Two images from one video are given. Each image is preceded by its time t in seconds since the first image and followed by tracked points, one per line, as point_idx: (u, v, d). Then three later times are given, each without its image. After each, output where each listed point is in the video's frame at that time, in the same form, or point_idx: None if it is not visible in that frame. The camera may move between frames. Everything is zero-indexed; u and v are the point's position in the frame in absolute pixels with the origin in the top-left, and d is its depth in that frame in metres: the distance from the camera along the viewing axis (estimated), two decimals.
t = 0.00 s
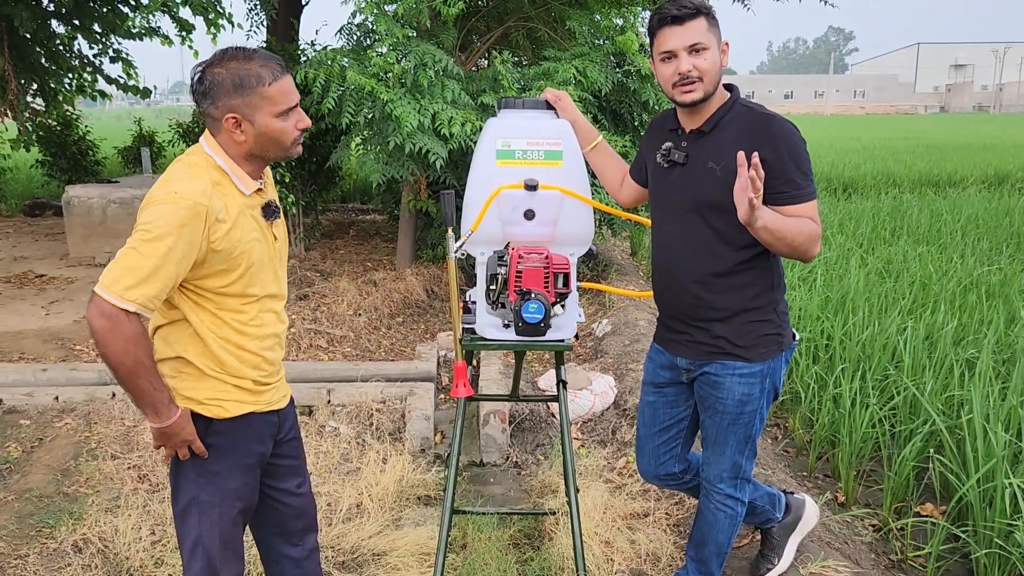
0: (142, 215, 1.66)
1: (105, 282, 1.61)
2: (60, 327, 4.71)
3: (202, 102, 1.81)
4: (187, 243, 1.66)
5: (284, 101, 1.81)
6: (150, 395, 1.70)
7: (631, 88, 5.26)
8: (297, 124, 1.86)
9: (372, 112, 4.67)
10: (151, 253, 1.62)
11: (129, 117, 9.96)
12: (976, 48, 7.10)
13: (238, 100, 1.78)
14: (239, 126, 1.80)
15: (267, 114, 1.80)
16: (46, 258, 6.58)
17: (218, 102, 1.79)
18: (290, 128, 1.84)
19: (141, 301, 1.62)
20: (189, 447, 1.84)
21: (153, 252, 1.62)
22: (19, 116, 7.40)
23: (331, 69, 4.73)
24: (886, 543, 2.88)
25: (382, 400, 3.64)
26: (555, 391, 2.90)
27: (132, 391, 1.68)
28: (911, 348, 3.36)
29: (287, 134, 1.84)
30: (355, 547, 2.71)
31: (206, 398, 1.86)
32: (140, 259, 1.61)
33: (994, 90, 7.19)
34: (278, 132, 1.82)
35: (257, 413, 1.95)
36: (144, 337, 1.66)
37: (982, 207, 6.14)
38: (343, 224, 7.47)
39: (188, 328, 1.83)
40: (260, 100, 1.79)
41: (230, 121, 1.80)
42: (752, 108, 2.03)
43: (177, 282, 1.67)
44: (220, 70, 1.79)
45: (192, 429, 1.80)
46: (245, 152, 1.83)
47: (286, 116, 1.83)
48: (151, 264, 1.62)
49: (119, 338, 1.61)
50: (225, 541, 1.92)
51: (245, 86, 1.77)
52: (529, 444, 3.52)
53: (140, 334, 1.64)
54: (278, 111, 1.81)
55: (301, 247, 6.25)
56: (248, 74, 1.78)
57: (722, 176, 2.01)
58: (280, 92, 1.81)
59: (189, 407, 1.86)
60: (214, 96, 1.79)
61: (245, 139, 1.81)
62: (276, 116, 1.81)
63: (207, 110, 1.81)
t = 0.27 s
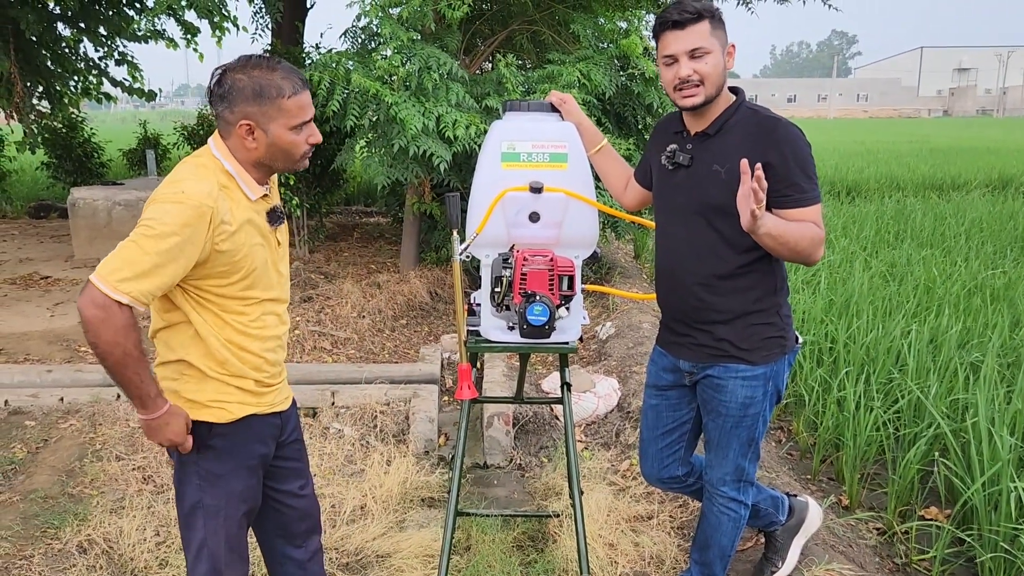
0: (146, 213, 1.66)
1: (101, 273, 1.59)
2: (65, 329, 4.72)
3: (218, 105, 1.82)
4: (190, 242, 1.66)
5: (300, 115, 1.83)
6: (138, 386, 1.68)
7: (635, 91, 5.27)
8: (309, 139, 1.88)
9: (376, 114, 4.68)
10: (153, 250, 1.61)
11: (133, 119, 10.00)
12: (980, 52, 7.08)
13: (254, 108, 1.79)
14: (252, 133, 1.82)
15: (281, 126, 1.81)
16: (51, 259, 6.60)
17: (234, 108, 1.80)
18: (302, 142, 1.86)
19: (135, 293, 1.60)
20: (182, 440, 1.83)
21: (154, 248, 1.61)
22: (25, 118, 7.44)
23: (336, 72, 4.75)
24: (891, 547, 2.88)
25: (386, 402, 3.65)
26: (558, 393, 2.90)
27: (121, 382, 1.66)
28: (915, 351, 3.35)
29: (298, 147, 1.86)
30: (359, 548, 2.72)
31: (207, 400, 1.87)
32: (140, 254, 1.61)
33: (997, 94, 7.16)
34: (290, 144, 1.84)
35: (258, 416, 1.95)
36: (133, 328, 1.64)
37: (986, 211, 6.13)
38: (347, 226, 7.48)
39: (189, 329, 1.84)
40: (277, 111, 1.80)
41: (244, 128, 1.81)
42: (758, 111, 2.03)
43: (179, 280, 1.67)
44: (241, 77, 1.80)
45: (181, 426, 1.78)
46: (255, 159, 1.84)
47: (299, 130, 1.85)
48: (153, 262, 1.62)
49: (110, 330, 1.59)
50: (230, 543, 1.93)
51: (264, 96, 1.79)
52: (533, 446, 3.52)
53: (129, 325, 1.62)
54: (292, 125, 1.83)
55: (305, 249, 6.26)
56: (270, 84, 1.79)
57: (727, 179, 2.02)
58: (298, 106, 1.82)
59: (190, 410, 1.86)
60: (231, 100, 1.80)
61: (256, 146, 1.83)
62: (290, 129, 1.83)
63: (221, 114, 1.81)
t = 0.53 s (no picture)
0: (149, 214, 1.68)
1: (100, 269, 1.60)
2: (70, 331, 4.74)
3: (227, 109, 1.83)
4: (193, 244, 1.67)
5: (307, 123, 1.85)
6: (135, 379, 1.72)
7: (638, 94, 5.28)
8: (315, 147, 1.89)
9: (380, 117, 4.70)
10: (155, 252, 1.62)
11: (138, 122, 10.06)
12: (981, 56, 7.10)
13: (264, 115, 1.81)
14: (259, 139, 1.83)
15: (288, 133, 1.83)
16: (56, 261, 6.62)
17: (242, 113, 1.81)
18: (307, 150, 1.88)
19: (132, 291, 1.61)
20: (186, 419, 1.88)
21: (155, 249, 1.63)
22: (30, 121, 7.47)
23: (340, 74, 4.78)
24: (893, 550, 2.88)
25: (390, 404, 3.66)
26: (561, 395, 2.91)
27: (116, 377, 1.69)
28: (918, 355, 3.35)
29: (303, 156, 1.88)
30: (363, 550, 2.73)
31: (209, 401, 1.87)
32: (141, 253, 1.62)
33: (998, 98, 7.20)
34: (296, 152, 1.86)
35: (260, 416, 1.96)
36: (129, 325, 1.67)
37: (988, 215, 6.13)
38: (350, 228, 7.50)
39: (191, 330, 1.85)
40: (285, 118, 1.82)
41: (251, 133, 1.82)
42: (761, 115, 2.04)
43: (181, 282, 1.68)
44: (253, 81, 1.81)
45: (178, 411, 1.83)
46: (261, 164, 1.86)
47: (306, 138, 1.87)
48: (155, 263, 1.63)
49: (106, 326, 1.61)
50: (233, 544, 1.94)
51: (274, 103, 1.80)
52: (536, 449, 3.53)
53: (125, 323, 1.64)
54: (299, 133, 1.85)
55: (309, 251, 6.28)
56: (280, 91, 1.81)
57: (730, 183, 2.03)
58: (307, 115, 1.84)
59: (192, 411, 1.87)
60: (240, 105, 1.81)
61: (262, 152, 1.84)
62: (296, 137, 1.84)
63: (230, 117, 1.83)
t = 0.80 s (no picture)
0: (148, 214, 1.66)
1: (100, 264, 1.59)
2: (70, 331, 4.72)
3: (211, 101, 1.83)
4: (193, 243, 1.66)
5: (292, 102, 1.83)
6: (138, 373, 1.71)
7: (640, 96, 5.27)
8: (304, 127, 1.87)
9: (382, 117, 4.68)
10: (156, 252, 1.61)
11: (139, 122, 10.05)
12: (984, 59, 7.05)
13: (246, 99, 1.80)
14: (247, 125, 1.82)
15: (274, 114, 1.81)
16: (57, 261, 6.61)
17: (226, 101, 1.81)
18: (297, 130, 1.85)
19: (130, 287, 1.60)
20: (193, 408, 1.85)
21: (156, 248, 1.61)
22: (31, 121, 7.47)
23: (341, 75, 4.75)
24: (896, 554, 2.87)
25: (391, 406, 3.65)
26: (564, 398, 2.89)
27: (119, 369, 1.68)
28: (921, 358, 3.34)
29: (293, 136, 1.85)
30: (363, 552, 2.71)
31: (211, 403, 1.86)
32: (141, 252, 1.61)
33: (1001, 100, 7.20)
34: (285, 133, 1.83)
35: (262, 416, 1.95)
36: (130, 321, 1.66)
37: (991, 217, 6.12)
38: (351, 229, 7.49)
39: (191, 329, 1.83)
40: (268, 99, 1.80)
41: (237, 120, 1.81)
42: (765, 115, 2.03)
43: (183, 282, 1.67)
44: (232, 69, 1.81)
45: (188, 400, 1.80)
46: (253, 153, 1.84)
47: (293, 118, 1.85)
48: (156, 263, 1.62)
49: (104, 322, 1.60)
50: (235, 547, 1.92)
51: (254, 85, 1.79)
52: (537, 451, 3.52)
53: (124, 318, 1.63)
54: (285, 112, 1.83)
55: (310, 252, 6.27)
56: (258, 73, 1.80)
57: (733, 183, 2.01)
58: (288, 93, 1.82)
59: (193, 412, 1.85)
60: (223, 94, 1.80)
61: (252, 138, 1.83)
62: (283, 117, 1.82)
63: (215, 109, 1.82)
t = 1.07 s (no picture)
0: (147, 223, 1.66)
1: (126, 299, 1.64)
2: (69, 331, 4.71)
3: (194, 95, 1.82)
4: (195, 247, 1.66)
5: (273, 85, 1.82)
6: (180, 403, 1.71)
7: (641, 96, 5.26)
8: (289, 110, 1.86)
9: (382, 117, 4.67)
10: (162, 261, 1.62)
11: (139, 122, 10.04)
12: (985, 60, 7.07)
13: (227, 86, 1.79)
14: (231, 113, 1.80)
15: (257, 98, 1.80)
16: (56, 261, 6.60)
17: (208, 92, 1.80)
18: (282, 113, 1.84)
19: (163, 312, 1.65)
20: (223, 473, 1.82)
21: (163, 257, 1.62)
22: (31, 120, 7.45)
23: (342, 74, 4.73)
24: (898, 557, 2.86)
25: (391, 407, 3.64)
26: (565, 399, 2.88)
27: (162, 403, 1.70)
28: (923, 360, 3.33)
29: (279, 119, 1.83)
30: (363, 554, 2.70)
31: (216, 407, 1.85)
32: (153, 265, 1.62)
33: (1002, 102, 7.22)
34: (270, 117, 1.82)
35: (265, 416, 1.94)
36: (168, 347, 1.68)
37: (991, 219, 6.12)
38: (352, 230, 7.48)
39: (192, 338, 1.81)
40: (249, 83, 1.79)
41: (221, 108, 1.80)
42: (766, 113, 2.03)
43: (188, 287, 1.67)
44: (210, 59, 1.80)
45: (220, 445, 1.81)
46: (241, 141, 1.83)
47: (277, 101, 1.83)
48: (160, 271, 1.62)
49: (145, 351, 1.63)
50: (236, 549, 1.91)
51: (232, 71, 1.78)
52: (537, 452, 3.51)
53: (164, 345, 1.66)
54: (268, 96, 1.81)
55: (310, 252, 6.26)
56: (235, 59, 1.79)
57: (736, 181, 2.00)
58: (268, 76, 1.81)
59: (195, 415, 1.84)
60: (203, 85, 1.80)
61: (237, 126, 1.81)
62: (266, 100, 1.81)
63: (199, 102, 1.82)
